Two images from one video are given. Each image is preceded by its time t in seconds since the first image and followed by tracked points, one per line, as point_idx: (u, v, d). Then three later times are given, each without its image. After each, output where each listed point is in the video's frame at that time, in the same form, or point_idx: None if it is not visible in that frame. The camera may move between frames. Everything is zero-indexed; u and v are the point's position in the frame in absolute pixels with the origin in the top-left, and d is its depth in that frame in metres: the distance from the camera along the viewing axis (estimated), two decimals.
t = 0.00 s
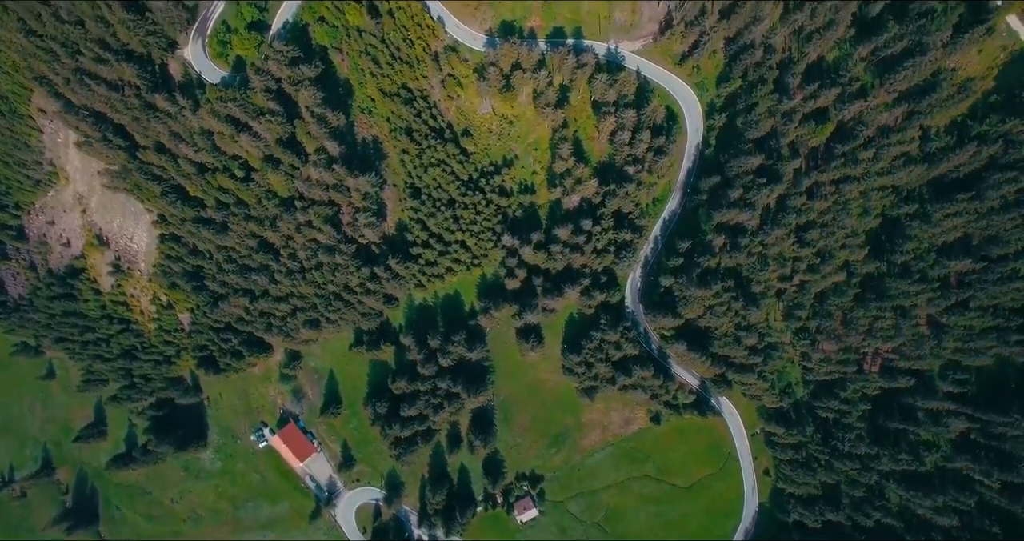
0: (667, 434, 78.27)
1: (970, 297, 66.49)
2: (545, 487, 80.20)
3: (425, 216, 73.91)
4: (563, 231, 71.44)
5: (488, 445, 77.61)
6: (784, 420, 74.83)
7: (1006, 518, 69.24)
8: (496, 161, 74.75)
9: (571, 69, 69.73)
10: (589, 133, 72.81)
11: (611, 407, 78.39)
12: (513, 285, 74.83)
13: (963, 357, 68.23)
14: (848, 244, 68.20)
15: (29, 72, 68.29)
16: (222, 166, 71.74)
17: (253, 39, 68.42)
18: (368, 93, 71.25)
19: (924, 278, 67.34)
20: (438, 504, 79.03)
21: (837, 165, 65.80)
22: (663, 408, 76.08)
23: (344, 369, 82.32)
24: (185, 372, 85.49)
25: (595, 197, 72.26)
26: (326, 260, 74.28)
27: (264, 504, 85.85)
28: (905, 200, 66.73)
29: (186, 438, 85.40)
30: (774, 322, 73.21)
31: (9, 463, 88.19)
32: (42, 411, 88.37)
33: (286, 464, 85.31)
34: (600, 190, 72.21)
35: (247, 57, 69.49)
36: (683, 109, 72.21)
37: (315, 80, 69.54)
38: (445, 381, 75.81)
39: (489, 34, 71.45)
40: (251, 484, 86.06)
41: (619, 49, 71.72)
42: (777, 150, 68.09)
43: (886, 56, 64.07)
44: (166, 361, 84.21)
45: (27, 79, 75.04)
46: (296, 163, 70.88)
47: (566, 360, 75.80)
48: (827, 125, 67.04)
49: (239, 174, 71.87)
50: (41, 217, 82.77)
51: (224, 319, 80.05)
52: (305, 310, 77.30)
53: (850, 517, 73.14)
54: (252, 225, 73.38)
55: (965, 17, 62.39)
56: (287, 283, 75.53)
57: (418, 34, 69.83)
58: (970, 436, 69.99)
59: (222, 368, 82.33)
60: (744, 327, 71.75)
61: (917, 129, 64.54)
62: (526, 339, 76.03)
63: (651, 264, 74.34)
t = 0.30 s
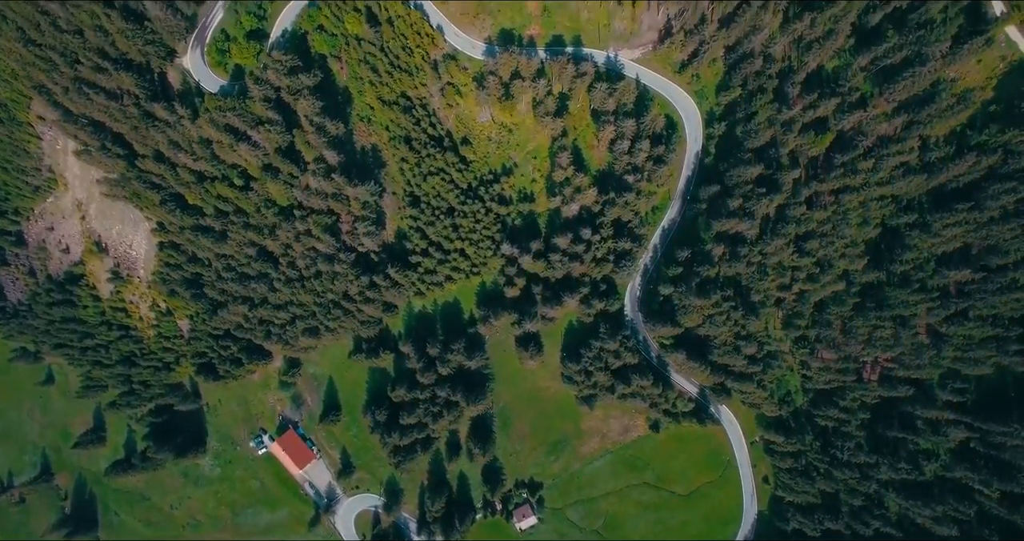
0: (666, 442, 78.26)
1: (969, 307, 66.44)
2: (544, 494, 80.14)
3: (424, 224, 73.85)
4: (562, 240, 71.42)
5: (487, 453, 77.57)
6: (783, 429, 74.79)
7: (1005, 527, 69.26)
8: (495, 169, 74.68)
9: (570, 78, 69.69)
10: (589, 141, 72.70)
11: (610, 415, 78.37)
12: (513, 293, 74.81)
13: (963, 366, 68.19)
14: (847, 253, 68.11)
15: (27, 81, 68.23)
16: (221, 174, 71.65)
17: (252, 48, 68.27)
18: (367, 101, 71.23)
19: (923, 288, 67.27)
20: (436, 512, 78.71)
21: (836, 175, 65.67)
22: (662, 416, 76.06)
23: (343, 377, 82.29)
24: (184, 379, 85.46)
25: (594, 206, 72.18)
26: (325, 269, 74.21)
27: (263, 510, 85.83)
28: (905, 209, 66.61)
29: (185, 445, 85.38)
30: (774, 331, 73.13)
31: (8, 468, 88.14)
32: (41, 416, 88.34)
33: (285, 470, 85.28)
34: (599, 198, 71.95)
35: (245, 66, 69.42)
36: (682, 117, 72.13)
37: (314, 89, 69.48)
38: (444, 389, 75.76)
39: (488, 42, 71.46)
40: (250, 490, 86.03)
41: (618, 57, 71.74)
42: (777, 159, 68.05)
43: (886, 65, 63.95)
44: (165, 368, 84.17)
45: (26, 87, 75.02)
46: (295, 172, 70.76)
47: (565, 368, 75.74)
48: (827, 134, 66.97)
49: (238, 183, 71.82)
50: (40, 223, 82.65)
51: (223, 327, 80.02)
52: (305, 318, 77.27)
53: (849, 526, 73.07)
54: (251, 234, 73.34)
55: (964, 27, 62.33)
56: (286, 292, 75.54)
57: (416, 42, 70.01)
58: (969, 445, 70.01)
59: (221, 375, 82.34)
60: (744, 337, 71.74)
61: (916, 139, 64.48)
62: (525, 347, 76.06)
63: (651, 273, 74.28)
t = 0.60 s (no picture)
0: (665, 451, 78.25)
1: (969, 318, 66.33)
2: (543, 503, 80.06)
3: (423, 234, 73.79)
4: (561, 250, 71.38)
5: (486, 462, 77.57)
6: (782, 438, 74.79)
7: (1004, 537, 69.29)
8: (494, 178, 74.62)
9: (569, 88, 69.58)
10: (588, 151, 72.60)
11: (609, 423, 78.35)
12: (512, 302, 74.78)
13: (962, 377, 68.08)
14: (847, 264, 68.11)
15: (26, 90, 68.13)
16: (220, 184, 71.55)
17: (251, 57, 68.18)
18: (367, 110, 71.21)
19: (922, 299, 67.21)
20: (436, 520, 78.45)
21: (836, 186, 65.56)
22: (661, 425, 76.03)
23: (343, 385, 82.27)
24: (184, 386, 85.43)
25: (593, 216, 72.08)
26: (324, 278, 74.21)
27: (262, 517, 85.82)
28: (905, 220, 66.54)
29: (184, 452, 85.37)
30: (774, 341, 73.02)
31: (7, 474, 88.06)
32: (40, 422, 88.33)
33: (284, 477, 85.28)
34: (599, 208, 71.75)
35: (244, 75, 69.24)
36: (682, 126, 72.07)
37: (313, 99, 69.42)
38: (443, 398, 75.74)
39: (488, 51, 71.18)
40: (249, 498, 86.02)
41: (618, 66, 71.68)
42: (777, 170, 67.95)
43: (886, 76, 63.93)
44: (164, 375, 84.15)
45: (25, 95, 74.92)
46: (294, 183, 70.65)
47: (564, 377, 75.70)
48: (827, 145, 66.80)
49: (237, 192, 71.73)
50: (39, 229, 82.45)
51: (223, 335, 80.02)
52: (304, 327, 77.23)
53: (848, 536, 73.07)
54: (250, 243, 73.28)
55: (964, 39, 62.25)
56: (286, 301, 75.60)
57: (416, 51, 69.95)
58: (969, 455, 69.99)
59: (220, 383, 82.35)
60: (743, 347, 71.64)
61: (916, 150, 64.41)
62: (524, 357, 76.06)
63: (650, 282, 74.22)
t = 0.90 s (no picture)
0: (664, 458, 78.24)
1: (969, 328, 66.24)
2: (542, 510, 79.95)
3: (422, 242, 73.71)
4: (561, 259, 71.32)
5: (485, 470, 77.57)
6: (781, 446, 74.78)
7: None
8: (494, 187, 74.53)
9: (569, 97, 69.50)
10: (588, 159, 72.58)
11: (608, 431, 78.31)
12: (511, 311, 74.68)
13: (963, 386, 67.86)
14: (846, 274, 68.07)
15: (25, 99, 67.97)
16: (219, 193, 71.47)
17: (251, 66, 68.17)
18: (366, 118, 71.19)
19: (922, 308, 67.13)
20: (435, 527, 78.06)
21: (836, 196, 65.40)
22: (660, 433, 75.95)
23: (342, 392, 82.25)
24: (183, 392, 85.38)
25: (593, 224, 71.85)
26: (324, 287, 74.16)
27: (262, 524, 85.83)
28: (904, 230, 66.50)
29: (184, 459, 85.38)
30: (773, 350, 72.97)
31: (6, 479, 88.01)
32: (40, 428, 88.29)
33: (284, 484, 85.27)
34: (599, 217, 71.60)
35: (243, 84, 69.31)
36: (682, 134, 72.03)
37: (312, 108, 69.49)
38: (442, 407, 75.68)
39: (487, 60, 71.37)
40: (249, 504, 86.02)
41: (617, 74, 71.67)
42: (777, 179, 67.85)
43: (886, 86, 64.02)
44: (163, 382, 84.08)
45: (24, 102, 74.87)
46: (293, 192, 70.58)
47: (563, 386, 75.60)
48: (827, 155, 66.58)
49: (236, 201, 71.57)
50: (38, 235, 82.34)
51: (222, 342, 79.97)
52: (303, 336, 77.15)
53: None
54: (249, 252, 73.18)
55: (963, 49, 62.22)
56: (285, 309, 75.28)
57: (415, 60, 69.62)
58: (969, 464, 69.89)
59: (219, 390, 82.28)
60: (742, 356, 71.54)
61: (916, 160, 64.36)
62: (523, 365, 76.00)
63: (649, 290, 74.19)
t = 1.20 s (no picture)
0: (664, 467, 78.22)
1: (968, 339, 66.19)
2: (542, 519, 79.97)
3: (422, 252, 73.67)
4: (560, 269, 71.28)
5: (485, 479, 77.57)
6: (780, 456, 74.74)
7: None
8: (493, 196, 74.43)
9: (568, 107, 69.49)
10: (587, 168, 72.44)
11: (608, 440, 78.28)
12: (510, 320, 74.65)
13: (962, 397, 67.94)
14: (845, 285, 68.01)
15: (23, 109, 67.89)
16: (218, 203, 71.36)
17: (250, 76, 68.06)
18: (365, 128, 71.27)
19: (921, 319, 67.09)
20: (435, 536, 78.41)
21: (836, 208, 65.41)
22: (660, 443, 75.89)
23: (341, 401, 82.25)
24: (182, 400, 85.30)
25: (592, 234, 71.87)
26: (323, 297, 74.21)
27: (261, 532, 85.84)
28: (904, 241, 66.40)
29: (183, 466, 85.35)
30: (773, 360, 72.84)
31: (5, 486, 87.98)
32: (39, 434, 88.27)
33: (283, 491, 85.27)
34: (598, 227, 71.61)
35: (242, 94, 69.25)
36: (681, 144, 71.92)
37: (311, 118, 69.48)
38: (441, 417, 75.75)
39: (487, 70, 71.21)
40: (248, 512, 86.05)
41: (617, 83, 71.60)
42: (776, 190, 67.78)
43: (885, 97, 63.99)
44: (163, 389, 84.03)
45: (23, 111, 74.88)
46: (292, 202, 70.48)
47: (563, 396, 75.63)
48: (827, 166, 66.52)
49: (235, 211, 71.50)
50: (38, 242, 82.25)
51: (221, 351, 79.96)
52: (302, 345, 77.20)
53: None
54: (249, 261, 73.15)
55: (963, 60, 62.22)
56: (284, 318, 75.37)
57: (414, 70, 69.76)
58: (969, 475, 69.89)
59: (219, 398, 82.26)
60: (742, 367, 71.51)
61: (915, 171, 64.33)
62: (523, 375, 75.95)
63: (649, 300, 74.13)
